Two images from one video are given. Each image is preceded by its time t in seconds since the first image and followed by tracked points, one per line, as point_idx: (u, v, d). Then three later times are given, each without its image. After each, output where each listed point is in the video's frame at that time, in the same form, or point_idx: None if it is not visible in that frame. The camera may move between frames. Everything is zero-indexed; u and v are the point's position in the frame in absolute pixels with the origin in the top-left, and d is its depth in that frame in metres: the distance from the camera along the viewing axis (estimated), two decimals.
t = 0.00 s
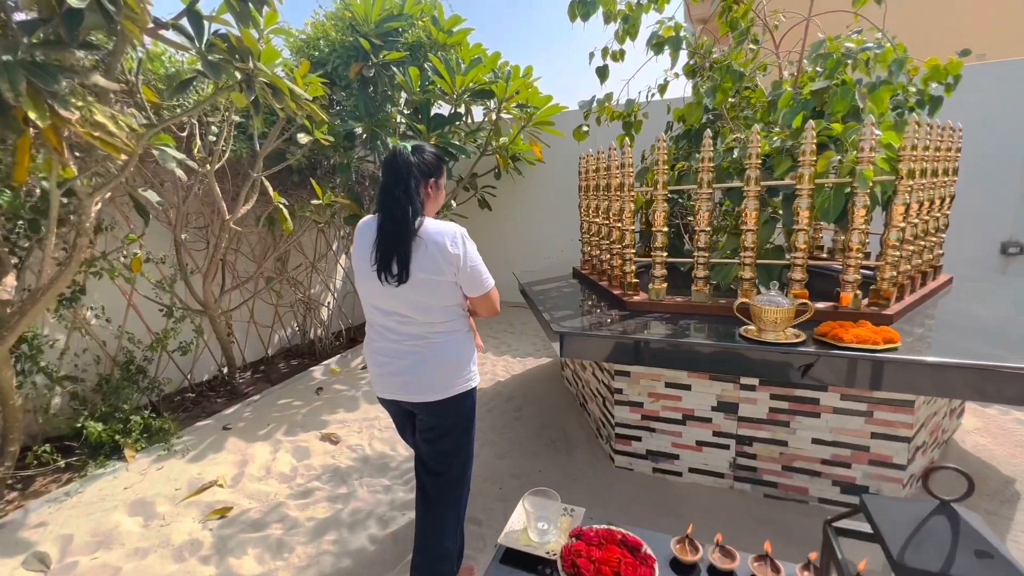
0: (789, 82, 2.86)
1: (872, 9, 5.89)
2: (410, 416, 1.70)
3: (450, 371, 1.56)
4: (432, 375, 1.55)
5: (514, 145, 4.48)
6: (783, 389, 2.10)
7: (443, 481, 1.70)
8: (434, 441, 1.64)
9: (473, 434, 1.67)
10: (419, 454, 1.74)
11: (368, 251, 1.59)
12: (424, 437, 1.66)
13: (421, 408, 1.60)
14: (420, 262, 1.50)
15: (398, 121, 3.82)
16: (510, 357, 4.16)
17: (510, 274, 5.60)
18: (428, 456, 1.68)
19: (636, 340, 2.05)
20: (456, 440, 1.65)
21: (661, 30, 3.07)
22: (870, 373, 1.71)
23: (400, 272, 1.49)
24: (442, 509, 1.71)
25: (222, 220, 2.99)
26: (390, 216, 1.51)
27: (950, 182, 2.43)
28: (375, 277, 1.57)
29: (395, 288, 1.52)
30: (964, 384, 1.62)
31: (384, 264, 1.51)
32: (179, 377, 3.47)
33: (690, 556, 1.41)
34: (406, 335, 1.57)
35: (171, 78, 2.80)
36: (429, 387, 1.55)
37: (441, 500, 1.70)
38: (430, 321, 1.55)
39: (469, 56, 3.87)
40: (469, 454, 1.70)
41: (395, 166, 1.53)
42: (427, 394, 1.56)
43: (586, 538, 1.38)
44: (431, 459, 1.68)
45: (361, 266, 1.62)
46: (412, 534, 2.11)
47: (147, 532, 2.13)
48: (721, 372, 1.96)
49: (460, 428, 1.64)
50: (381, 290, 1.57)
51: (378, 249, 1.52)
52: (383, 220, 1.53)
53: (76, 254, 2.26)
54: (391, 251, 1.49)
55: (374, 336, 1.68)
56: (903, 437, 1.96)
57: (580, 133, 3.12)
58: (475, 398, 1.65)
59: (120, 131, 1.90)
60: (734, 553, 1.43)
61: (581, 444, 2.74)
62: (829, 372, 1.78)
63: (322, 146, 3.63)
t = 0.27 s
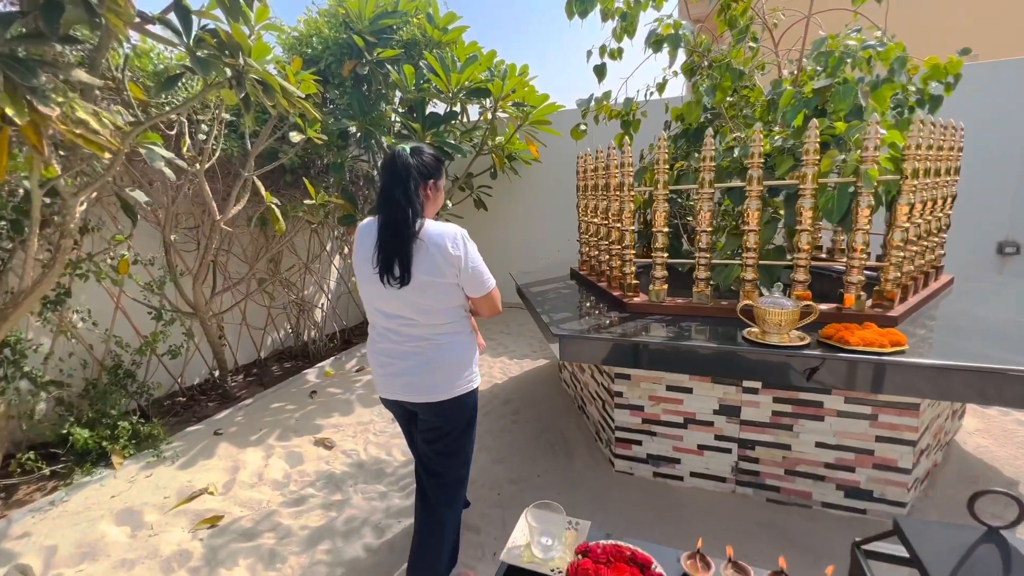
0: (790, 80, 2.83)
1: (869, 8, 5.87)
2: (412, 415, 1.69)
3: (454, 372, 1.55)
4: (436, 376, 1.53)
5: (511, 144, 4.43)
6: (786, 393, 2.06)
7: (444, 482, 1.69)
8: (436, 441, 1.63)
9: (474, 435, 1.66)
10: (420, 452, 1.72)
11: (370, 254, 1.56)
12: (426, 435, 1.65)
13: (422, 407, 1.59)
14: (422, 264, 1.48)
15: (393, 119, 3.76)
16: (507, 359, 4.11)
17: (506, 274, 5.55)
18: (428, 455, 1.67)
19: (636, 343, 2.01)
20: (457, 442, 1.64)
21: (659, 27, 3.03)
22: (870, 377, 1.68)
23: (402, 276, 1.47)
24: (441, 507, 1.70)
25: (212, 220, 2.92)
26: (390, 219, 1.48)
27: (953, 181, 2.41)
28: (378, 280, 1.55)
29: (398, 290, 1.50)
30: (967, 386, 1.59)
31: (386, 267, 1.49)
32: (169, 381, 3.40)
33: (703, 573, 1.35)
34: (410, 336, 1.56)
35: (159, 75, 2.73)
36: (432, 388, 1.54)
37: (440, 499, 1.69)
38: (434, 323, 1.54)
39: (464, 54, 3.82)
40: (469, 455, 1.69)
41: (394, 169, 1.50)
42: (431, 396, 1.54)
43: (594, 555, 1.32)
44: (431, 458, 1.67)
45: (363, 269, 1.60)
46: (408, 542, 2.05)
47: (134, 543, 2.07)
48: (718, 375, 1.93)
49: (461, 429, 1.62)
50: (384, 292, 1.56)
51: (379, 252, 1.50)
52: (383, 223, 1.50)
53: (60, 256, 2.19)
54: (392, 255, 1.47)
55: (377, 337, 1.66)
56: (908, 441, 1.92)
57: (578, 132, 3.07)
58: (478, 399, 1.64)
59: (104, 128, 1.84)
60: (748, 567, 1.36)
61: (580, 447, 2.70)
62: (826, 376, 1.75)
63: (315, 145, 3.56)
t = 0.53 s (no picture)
0: (791, 78, 2.80)
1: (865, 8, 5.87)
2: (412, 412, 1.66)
3: (456, 372, 1.52)
4: (438, 376, 1.51)
5: (507, 143, 4.38)
6: (790, 395, 2.03)
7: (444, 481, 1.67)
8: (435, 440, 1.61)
9: (475, 435, 1.64)
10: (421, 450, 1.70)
11: (370, 254, 1.52)
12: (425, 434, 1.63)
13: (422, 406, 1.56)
14: (423, 263, 1.44)
15: (388, 117, 3.70)
16: (504, 360, 4.06)
17: (502, 275, 5.50)
18: (428, 454, 1.65)
19: (637, 345, 1.97)
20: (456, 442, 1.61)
21: (659, 24, 2.98)
22: (871, 381, 1.65)
23: (404, 276, 1.43)
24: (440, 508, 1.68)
25: (202, 220, 2.85)
26: (389, 219, 1.43)
27: (955, 180, 2.38)
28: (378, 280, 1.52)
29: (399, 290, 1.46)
30: (971, 387, 1.56)
31: (386, 267, 1.45)
32: (159, 384, 3.33)
33: None
34: (412, 336, 1.53)
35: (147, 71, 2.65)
36: (435, 389, 1.51)
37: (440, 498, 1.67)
38: (436, 322, 1.51)
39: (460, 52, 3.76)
40: (470, 455, 1.67)
41: (392, 168, 1.45)
42: (433, 396, 1.52)
43: (601, 571, 1.28)
44: (432, 458, 1.65)
45: (363, 268, 1.56)
46: (405, 550, 2.00)
47: (121, 553, 2.00)
48: (717, 377, 1.89)
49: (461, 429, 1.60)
50: (385, 292, 1.52)
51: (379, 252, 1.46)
52: (382, 223, 1.46)
53: (43, 258, 2.12)
54: (392, 255, 1.43)
55: (378, 335, 1.63)
56: (914, 443, 1.89)
57: (576, 130, 3.03)
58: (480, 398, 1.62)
59: (87, 123, 1.76)
60: None
61: (579, 450, 2.66)
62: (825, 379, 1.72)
63: (308, 143, 3.49)
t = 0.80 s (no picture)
0: (792, 76, 2.76)
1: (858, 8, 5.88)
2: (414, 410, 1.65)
3: (456, 370, 1.52)
4: (438, 374, 1.50)
5: (503, 141, 4.32)
6: (796, 399, 1.98)
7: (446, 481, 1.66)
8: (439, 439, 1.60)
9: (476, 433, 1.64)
10: (422, 448, 1.69)
11: (371, 250, 1.51)
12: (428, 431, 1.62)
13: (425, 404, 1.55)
14: (425, 259, 1.43)
15: (381, 115, 3.62)
16: (500, 362, 4.00)
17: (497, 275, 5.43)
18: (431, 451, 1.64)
19: (640, 348, 1.91)
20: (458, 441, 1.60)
21: (659, 20, 2.92)
22: (876, 385, 1.61)
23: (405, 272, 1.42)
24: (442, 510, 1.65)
25: (189, 220, 2.76)
26: (389, 215, 1.42)
27: (960, 179, 2.35)
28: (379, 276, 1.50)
29: (400, 287, 1.45)
30: (986, 391, 1.51)
31: (387, 263, 1.44)
32: (146, 389, 3.23)
33: None
34: (412, 333, 1.53)
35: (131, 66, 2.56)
36: (434, 387, 1.51)
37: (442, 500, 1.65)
38: (435, 320, 1.50)
39: (455, 49, 3.69)
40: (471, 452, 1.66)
41: (392, 163, 1.44)
42: (432, 394, 1.52)
43: None
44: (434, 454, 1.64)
45: (363, 264, 1.54)
46: (401, 562, 1.93)
47: (103, 568, 1.91)
48: (721, 380, 1.84)
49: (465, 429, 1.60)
50: (387, 288, 1.50)
51: (379, 248, 1.45)
52: (382, 218, 1.44)
53: (21, 259, 2.03)
54: (393, 251, 1.42)
55: (378, 332, 1.63)
56: (923, 447, 1.85)
57: (574, 128, 2.97)
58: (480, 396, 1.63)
59: (65, 117, 1.67)
60: None
61: (579, 455, 2.60)
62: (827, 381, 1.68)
63: (300, 141, 3.41)
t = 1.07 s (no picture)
0: (794, 74, 2.72)
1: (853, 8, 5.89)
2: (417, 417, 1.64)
3: (455, 369, 1.50)
4: (436, 372, 1.49)
5: (499, 140, 4.27)
6: (803, 401, 1.94)
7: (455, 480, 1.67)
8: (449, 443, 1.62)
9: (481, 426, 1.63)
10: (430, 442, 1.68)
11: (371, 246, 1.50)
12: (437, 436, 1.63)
13: (431, 409, 1.55)
14: (424, 256, 1.41)
15: (376, 113, 3.56)
16: (498, 364, 3.94)
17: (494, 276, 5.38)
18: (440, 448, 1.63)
19: (642, 351, 1.87)
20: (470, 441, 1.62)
21: (659, 17, 2.88)
22: (880, 388, 1.58)
23: (404, 269, 1.41)
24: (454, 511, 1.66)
25: (179, 221, 2.69)
26: (388, 212, 1.41)
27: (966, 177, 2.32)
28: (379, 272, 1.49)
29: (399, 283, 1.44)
30: (1001, 394, 1.48)
31: (386, 259, 1.43)
32: (134, 394, 3.15)
33: None
34: (410, 331, 1.51)
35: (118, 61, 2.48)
36: (432, 385, 1.50)
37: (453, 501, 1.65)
38: (434, 318, 1.48)
39: (451, 46, 3.63)
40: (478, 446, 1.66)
41: (393, 159, 1.42)
42: (430, 392, 1.51)
43: None
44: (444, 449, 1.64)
45: (364, 260, 1.54)
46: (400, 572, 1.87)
47: None
48: (725, 382, 1.80)
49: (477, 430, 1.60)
50: (387, 286, 1.49)
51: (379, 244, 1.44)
52: (382, 215, 1.43)
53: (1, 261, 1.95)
54: (393, 247, 1.41)
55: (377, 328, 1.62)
56: (933, 451, 1.81)
57: (574, 127, 2.93)
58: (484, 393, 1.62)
59: (46, 113, 1.60)
60: None
61: (580, 459, 2.55)
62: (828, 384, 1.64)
63: (293, 139, 3.34)
